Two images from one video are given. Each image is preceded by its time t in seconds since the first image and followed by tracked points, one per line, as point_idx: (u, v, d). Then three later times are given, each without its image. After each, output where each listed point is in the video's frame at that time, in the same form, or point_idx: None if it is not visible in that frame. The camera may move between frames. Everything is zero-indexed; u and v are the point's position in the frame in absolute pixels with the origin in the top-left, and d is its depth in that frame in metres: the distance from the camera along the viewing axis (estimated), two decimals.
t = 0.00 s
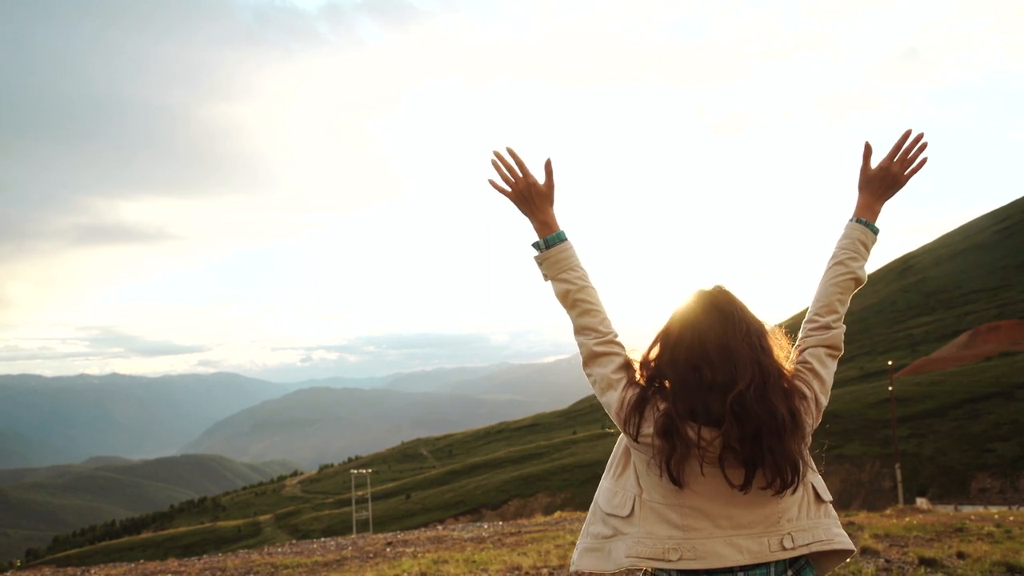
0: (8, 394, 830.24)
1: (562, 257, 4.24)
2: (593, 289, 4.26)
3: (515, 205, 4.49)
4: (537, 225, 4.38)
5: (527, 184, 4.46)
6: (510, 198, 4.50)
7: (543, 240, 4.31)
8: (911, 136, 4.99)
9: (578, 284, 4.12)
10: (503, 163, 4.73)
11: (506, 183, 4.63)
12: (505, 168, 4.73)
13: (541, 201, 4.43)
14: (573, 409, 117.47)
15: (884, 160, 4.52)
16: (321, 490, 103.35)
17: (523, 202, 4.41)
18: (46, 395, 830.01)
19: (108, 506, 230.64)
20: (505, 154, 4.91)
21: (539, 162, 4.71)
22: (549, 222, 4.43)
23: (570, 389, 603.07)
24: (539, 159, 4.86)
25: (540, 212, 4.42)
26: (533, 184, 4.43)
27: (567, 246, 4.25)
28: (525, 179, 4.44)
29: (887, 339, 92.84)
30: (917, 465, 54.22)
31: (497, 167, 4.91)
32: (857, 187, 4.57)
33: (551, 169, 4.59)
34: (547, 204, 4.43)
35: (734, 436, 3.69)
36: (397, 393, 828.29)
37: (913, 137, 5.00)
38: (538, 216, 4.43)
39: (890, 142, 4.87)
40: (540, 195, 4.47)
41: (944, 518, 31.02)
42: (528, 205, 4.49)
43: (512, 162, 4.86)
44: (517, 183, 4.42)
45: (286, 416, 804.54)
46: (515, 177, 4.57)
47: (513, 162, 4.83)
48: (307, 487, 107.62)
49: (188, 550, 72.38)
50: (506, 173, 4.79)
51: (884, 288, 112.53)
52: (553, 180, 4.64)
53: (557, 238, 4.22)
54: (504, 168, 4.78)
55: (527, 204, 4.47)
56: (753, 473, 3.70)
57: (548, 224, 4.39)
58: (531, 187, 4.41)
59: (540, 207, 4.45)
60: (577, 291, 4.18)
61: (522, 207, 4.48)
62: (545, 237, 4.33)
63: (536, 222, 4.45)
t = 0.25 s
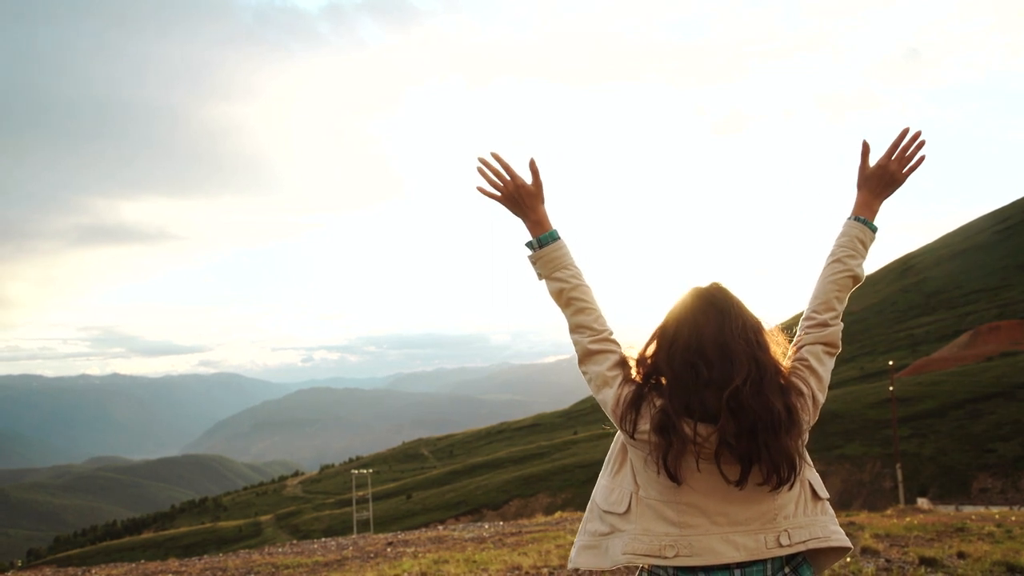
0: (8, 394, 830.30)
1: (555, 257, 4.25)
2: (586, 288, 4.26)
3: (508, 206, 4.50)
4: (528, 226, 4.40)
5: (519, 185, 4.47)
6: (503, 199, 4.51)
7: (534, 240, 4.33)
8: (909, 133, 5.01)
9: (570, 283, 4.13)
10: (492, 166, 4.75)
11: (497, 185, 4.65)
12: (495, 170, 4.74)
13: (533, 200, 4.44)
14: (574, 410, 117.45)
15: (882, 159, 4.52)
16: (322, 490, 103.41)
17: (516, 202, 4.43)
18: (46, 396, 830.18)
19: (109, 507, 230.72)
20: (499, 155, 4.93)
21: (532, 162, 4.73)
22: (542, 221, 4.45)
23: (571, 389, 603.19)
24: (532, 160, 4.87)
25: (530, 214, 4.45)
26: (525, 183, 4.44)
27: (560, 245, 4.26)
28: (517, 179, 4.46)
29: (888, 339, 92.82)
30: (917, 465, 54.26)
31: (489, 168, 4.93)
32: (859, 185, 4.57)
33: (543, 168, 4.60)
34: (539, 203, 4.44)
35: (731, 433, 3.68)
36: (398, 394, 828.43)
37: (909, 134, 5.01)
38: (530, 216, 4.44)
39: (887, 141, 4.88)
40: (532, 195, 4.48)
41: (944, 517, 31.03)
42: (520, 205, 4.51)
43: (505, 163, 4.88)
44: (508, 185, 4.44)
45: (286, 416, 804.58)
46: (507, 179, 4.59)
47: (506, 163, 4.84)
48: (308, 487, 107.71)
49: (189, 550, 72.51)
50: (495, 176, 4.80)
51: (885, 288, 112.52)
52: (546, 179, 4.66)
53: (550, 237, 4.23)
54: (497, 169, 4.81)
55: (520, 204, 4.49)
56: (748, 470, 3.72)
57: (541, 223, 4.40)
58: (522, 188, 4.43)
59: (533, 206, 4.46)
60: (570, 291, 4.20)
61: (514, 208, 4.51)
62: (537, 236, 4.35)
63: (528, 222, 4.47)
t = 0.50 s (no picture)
0: (8, 394, 830.25)
1: (552, 253, 4.26)
2: (583, 285, 4.26)
3: (503, 202, 4.52)
4: (526, 222, 4.39)
5: (514, 182, 4.48)
6: (499, 195, 4.51)
7: (530, 238, 4.34)
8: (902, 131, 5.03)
9: (567, 280, 4.14)
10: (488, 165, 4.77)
11: (493, 182, 4.67)
12: (490, 169, 4.76)
13: (528, 197, 4.45)
14: (575, 410, 117.46)
15: (877, 155, 4.52)
16: (322, 490, 103.48)
17: (511, 198, 4.43)
18: (46, 395, 830.11)
19: (110, 507, 230.63)
20: (494, 153, 4.96)
21: (528, 160, 4.75)
22: (539, 219, 4.45)
23: (571, 390, 602.92)
24: (528, 157, 4.89)
25: (527, 210, 4.45)
26: (520, 181, 4.44)
27: (557, 241, 4.27)
28: (512, 177, 4.46)
29: (889, 339, 92.79)
30: (918, 465, 54.24)
31: (485, 165, 4.95)
32: (854, 181, 4.58)
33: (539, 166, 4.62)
34: (534, 200, 4.45)
35: (727, 428, 3.69)
36: (398, 394, 828.21)
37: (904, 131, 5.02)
38: (526, 213, 4.45)
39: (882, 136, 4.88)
40: (527, 192, 4.50)
41: (944, 517, 30.82)
42: (516, 203, 4.52)
43: (500, 161, 4.90)
44: (503, 182, 4.43)
45: (287, 416, 804.49)
46: (503, 176, 4.59)
47: (502, 161, 4.86)
48: (308, 487, 107.76)
49: (190, 550, 72.56)
50: (491, 175, 4.82)
51: (886, 288, 112.50)
52: (541, 176, 4.68)
53: (546, 234, 4.24)
54: (493, 166, 4.82)
55: (515, 201, 4.50)
56: (746, 466, 3.71)
57: (537, 221, 4.42)
58: (517, 185, 4.44)
59: (528, 203, 4.47)
60: (567, 286, 4.21)
61: (510, 205, 4.51)
62: (533, 233, 4.36)
63: (524, 220, 4.48)
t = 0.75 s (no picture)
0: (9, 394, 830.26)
1: (548, 252, 4.27)
2: (580, 282, 4.26)
3: (501, 199, 4.50)
4: (521, 221, 4.40)
5: (512, 180, 4.46)
6: (497, 193, 4.51)
7: (527, 235, 4.34)
8: (898, 127, 5.02)
9: (563, 277, 4.14)
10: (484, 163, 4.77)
11: (491, 180, 4.64)
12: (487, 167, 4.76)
13: (526, 194, 4.45)
14: (576, 410, 117.49)
15: (870, 151, 4.51)
16: (323, 490, 103.55)
17: (508, 196, 4.42)
18: (47, 396, 830.02)
19: (111, 507, 230.72)
20: (491, 150, 4.93)
21: (525, 158, 4.73)
22: (536, 216, 4.45)
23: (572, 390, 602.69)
24: (525, 156, 4.88)
25: (524, 209, 4.45)
26: (517, 178, 4.43)
27: (554, 239, 4.27)
28: (509, 175, 4.45)
29: (890, 339, 92.78)
30: (919, 465, 54.24)
31: (482, 163, 4.94)
32: (847, 179, 4.58)
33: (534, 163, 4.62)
34: (532, 197, 4.46)
35: (722, 426, 3.69)
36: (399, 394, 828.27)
37: (898, 128, 5.03)
38: (523, 210, 4.45)
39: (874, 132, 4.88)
40: (524, 191, 4.50)
41: (947, 518, 30.86)
42: (514, 200, 4.52)
43: (496, 160, 4.89)
44: (501, 180, 4.43)
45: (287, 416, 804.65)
46: (500, 175, 4.58)
47: (501, 158, 4.84)
48: (310, 487, 107.83)
49: (191, 550, 72.61)
50: (488, 173, 4.82)
51: (887, 288, 112.48)
52: (537, 175, 4.67)
53: (544, 231, 4.24)
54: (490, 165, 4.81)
55: (513, 199, 4.49)
56: (742, 464, 3.70)
57: (534, 218, 4.41)
58: (514, 183, 4.43)
59: (526, 201, 4.48)
60: (564, 284, 4.20)
61: (507, 203, 4.51)
62: (530, 230, 4.36)
63: (520, 218, 4.48)
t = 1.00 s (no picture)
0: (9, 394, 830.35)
1: (547, 249, 4.25)
2: (578, 280, 4.25)
3: (499, 199, 4.50)
4: (519, 219, 4.39)
5: (510, 178, 4.46)
6: (496, 192, 4.50)
7: (525, 232, 4.34)
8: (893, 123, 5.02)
9: (560, 275, 4.14)
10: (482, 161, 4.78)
11: (489, 178, 4.65)
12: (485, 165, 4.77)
13: (524, 192, 4.44)
14: (577, 409, 117.47)
15: (865, 149, 4.51)
16: (324, 490, 103.55)
17: (507, 193, 4.42)
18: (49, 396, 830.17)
19: (113, 506, 230.70)
20: (490, 149, 4.93)
21: (523, 157, 4.72)
22: (534, 214, 4.44)
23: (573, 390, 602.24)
24: (523, 154, 4.88)
25: (522, 207, 4.45)
26: (515, 177, 4.42)
27: (551, 237, 4.27)
28: (506, 174, 4.45)
29: (891, 339, 92.73)
30: (921, 465, 54.22)
31: (480, 162, 4.94)
32: (842, 176, 4.58)
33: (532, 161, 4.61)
34: (530, 196, 4.46)
35: (718, 425, 3.68)
36: (400, 394, 828.27)
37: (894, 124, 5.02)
38: (522, 208, 4.45)
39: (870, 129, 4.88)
40: (523, 189, 4.49)
41: (948, 518, 30.58)
42: (511, 199, 4.52)
43: (495, 159, 4.87)
44: (499, 178, 4.42)
45: (288, 416, 804.81)
46: (498, 173, 4.57)
47: (499, 157, 4.84)
48: (311, 487, 107.83)
49: (192, 550, 72.62)
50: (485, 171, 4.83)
51: (888, 288, 112.43)
52: (535, 173, 4.66)
53: (541, 229, 4.24)
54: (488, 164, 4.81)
55: (511, 197, 4.49)
56: (738, 462, 3.70)
57: (533, 216, 4.41)
58: (512, 181, 4.42)
59: (524, 199, 4.47)
60: (561, 282, 4.20)
61: (505, 201, 4.50)
62: (528, 228, 4.36)
63: (518, 216, 4.47)
